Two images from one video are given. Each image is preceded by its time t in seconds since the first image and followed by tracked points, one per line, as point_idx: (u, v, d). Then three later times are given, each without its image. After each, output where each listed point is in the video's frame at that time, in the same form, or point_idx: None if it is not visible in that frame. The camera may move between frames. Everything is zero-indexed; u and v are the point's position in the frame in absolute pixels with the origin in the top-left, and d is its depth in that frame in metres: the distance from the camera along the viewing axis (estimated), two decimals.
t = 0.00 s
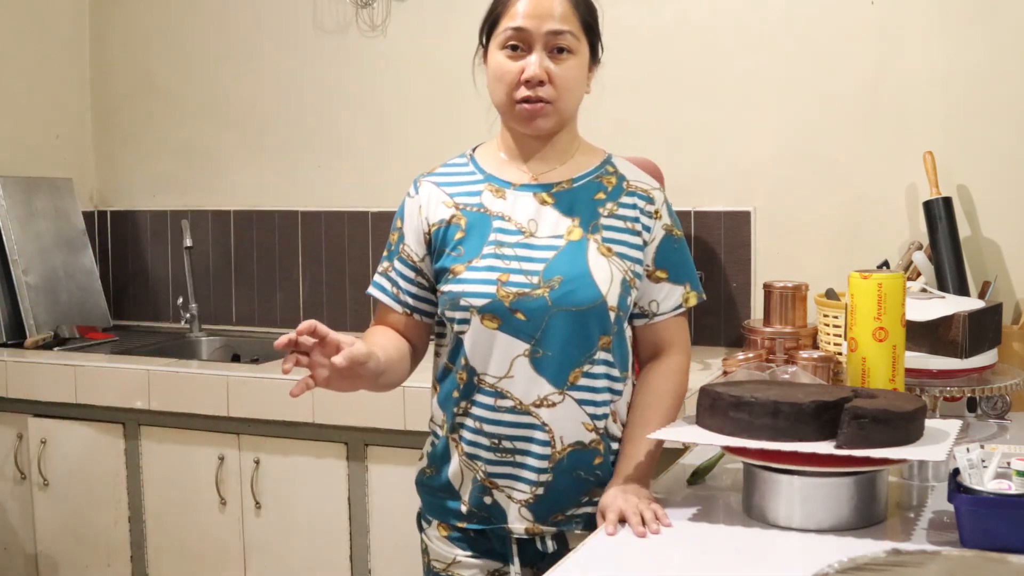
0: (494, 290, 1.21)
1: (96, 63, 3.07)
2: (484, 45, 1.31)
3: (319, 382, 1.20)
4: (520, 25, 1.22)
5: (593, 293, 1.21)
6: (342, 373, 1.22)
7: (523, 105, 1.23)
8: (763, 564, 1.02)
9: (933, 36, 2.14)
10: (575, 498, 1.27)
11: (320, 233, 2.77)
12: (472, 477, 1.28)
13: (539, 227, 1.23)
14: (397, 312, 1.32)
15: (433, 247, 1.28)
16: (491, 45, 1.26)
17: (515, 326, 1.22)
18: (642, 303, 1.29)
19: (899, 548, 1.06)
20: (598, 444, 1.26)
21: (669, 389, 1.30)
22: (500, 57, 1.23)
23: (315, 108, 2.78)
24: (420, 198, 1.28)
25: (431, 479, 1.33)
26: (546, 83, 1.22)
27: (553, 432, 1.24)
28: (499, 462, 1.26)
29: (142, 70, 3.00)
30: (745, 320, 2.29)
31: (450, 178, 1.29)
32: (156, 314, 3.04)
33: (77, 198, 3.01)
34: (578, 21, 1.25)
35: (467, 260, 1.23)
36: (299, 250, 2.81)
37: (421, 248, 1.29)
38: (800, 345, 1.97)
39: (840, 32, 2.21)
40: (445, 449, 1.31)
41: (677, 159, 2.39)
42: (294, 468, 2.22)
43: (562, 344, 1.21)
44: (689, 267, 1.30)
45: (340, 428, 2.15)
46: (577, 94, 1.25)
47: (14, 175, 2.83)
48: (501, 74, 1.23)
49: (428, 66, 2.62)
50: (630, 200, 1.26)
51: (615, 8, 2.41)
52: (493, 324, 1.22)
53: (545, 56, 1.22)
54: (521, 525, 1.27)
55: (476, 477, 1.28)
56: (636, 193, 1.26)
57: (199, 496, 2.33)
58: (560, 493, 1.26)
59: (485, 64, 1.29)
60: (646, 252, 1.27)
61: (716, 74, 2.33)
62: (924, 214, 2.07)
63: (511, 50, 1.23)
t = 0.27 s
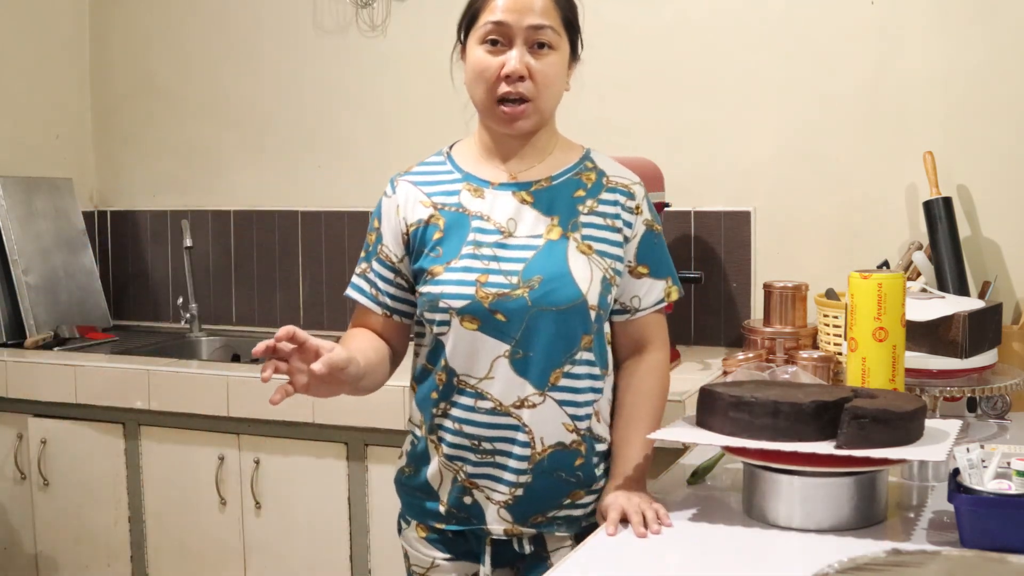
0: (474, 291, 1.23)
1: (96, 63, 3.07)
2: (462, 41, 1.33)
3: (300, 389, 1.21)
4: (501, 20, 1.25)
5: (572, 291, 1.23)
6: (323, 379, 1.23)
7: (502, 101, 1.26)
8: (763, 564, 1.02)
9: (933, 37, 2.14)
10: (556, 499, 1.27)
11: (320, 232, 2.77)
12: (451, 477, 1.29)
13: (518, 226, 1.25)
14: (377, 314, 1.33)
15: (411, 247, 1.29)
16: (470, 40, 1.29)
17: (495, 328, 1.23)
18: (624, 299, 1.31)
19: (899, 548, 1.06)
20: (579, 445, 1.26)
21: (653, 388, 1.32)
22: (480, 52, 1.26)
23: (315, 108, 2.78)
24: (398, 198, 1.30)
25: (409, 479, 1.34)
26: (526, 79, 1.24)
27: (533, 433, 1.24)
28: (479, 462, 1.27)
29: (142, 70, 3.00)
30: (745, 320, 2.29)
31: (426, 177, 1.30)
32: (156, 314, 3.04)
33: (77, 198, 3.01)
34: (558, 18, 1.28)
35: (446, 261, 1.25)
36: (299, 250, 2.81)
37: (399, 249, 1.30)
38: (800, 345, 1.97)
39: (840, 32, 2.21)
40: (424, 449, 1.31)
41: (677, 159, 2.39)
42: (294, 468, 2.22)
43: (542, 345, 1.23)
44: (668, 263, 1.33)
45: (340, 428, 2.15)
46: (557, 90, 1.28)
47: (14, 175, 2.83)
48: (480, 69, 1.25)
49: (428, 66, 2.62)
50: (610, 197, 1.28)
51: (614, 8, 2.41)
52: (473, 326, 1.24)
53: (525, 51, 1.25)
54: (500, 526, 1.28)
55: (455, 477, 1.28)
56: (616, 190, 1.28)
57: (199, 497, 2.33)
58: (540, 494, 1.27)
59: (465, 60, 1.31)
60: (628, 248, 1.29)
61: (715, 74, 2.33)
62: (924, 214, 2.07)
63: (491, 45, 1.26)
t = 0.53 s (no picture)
0: (457, 285, 1.23)
1: (96, 64, 3.07)
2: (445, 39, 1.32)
3: (275, 378, 1.20)
4: (485, 22, 1.24)
5: (556, 284, 1.23)
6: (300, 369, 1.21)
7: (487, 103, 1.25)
8: (763, 564, 1.02)
9: (934, 36, 2.14)
10: (540, 495, 1.27)
11: (320, 233, 2.77)
12: (434, 473, 1.29)
13: (501, 220, 1.25)
14: (358, 310, 1.34)
15: (392, 243, 1.29)
16: (453, 40, 1.27)
17: (479, 321, 1.23)
18: (611, 293, 1.31)
19: (900, 548, 1.06)
20: (563, 440, 1.26)
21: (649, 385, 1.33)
22: (464, 54, 1.25)
23: (315, 108, 2.78)
24: (380, 193, 1.30)
25: (390, 475, 1.34)
26: (511, 82, 1.24)
27: (517, 428, 1.24)
28: (463, 458, 1.27)
29: (142, 70, 3.00)
30: (745, 320, 2.29)
31: (408, 172, 1.30)
32: (156, 314, 3.04)
33: (77, 198, 3.01)
34: (543, 17, 1.27)
35: (429, 255, 1.25)
36: (299, 250, 2.81)
37: (381, 244, 1.30)
38: (800, 345, 1.97)
39: (840, 32, 2.21)
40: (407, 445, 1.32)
41: (677, 159, 2.39)
42: (294, 468, 2.22)
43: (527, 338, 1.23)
44: (653, 256, 1.33)
45: (340, 428, 2.16)
46: (542, 91, 1.27)
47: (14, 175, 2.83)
48: (465, 70, 1.25)
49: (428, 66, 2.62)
50: (594, 190, 1.28)
51: (614, 8, 2.41)
52: (457, 320, 1.23)
53: (510, 54, 1.24)
54: (483, 522, 1.28)
55: (439, 472, 1.29)
56: (600, 184, 1.29)
57: (199, 497, 2.33)
58: (523, 490, 1.26)
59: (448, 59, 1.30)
60: (612, 241, 1.30)
61: (715, 74, 2.33)
62: (924, 214, 2.07)
63: (475, 47, 1.25)
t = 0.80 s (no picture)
0: (442, 286, 1.23)
1: (95, 64, 3.07)
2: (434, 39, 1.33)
3: (269, 387, 1.21)
4: (474, 19, 1.24)
5: (541, 284, 1.23)
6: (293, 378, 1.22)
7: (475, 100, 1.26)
8: (763, 564, 1.02)
9: (934, 36, 2.14)
10: (523, 497, 1.27)
11: (320, 232, 2.77)
12: (418, 473, 1.30)
13: (486, 221, 1.26)
14: (348, 314, 1.34)
15: (380, 246, 1.30)
16: (442, 39, 1.28)
17: (464, 323, 1.24)
18: (599, 292, 1.31)
19: (900, 548, 1.06)
20: (546, 441, 1.26)
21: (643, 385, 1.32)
22: (453, 50, 1.25)
23: (314, 108, 2.78)
24: (366, 197, 1.30)
25: (376, 476, 1.34)
26: (499, 79, 1.24)
27: (499, 428, 1.25)
28: (446, 458, 1.28)
29: (142, 70, 3.00)
30: (745, 320, 2.29)
31: (394, 175, 1.31)
32: (156, 314, 3.04)
33: (77, 198, 3.01)
34: (532, 18, 1.27)
35: (415, 257, 1.25)
36: (299, 250, 2.81)
37: (369, 248, 1.30)
38: (800, 345, 1.97)
39: (839, 32, 2.21)
40: (393, 445, 1.32)
41: (676, 160, 2.39)
42: (294, 468, 2.22)
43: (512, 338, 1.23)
44: (642, 254, 1.33)
45: (339, 428, 2.16)
46: (529, 90, 1.28)
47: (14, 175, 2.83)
48: (453, 67, 1.25)
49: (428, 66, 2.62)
50: (581, 190, 1.29)
51: (613, 8, 2.41)
52: (442, 321, 1.24)
53: (498, 51, 1.25)
54: (465, 523, 1.28)
55: (423, 473, 1.29)
56: (586, 184, 1.29)
57: (199, 497, 2.33)
58: (505, 491, 1.26)
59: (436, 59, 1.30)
60: (599, 240, 1.30)
61: (715, 74, 2.33)
62: (924, 214, 2.07)
63: (464, 44, 1.25)
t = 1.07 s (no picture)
0: (433, 294, 1.24)
1: (95, 64, 3.07)
2: (427, 48, 1.33)
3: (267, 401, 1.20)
4: (469, 28, 1.24)
5: (531, 293, 1.24)
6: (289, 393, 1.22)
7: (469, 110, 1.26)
8: (763, 564, 1.02)
9: (934, 36, 2.14)
10: (511, 502, 1.27)
11: (321, 232, 2.77)
12: (407, 475, 1.30)
13: (478, 229, 1.26)
14: (341, 319, 1.34)
15: (373, 253, 1.30)
16: (436, 48, 1.28)
17: (455, 330, 1.24)
18: (593, 298, 1.32)
19: (899, 548, 1.06)
20: (535, 448, 1.26)
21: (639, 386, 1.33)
22: (447, 60, 1.25)
23: (314, 108, 2.78)
24: (359, 203, 1.30)
25: (365, 475, 1.35)
26: (493, 89, 1.24)
27: (488, 434, 1.25)
28: (435, 461, 1.28)
29: (142, 70, 3.00)
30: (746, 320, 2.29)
31: (387, 182, 1.31)
32: (156, 313, 3.04)
33: (77, 198, 3.01)
34: (525, 28, 1.28)
35: (406, 265, 1.26)
36: (299, 250, 2.81)
37: (361, 254, 1.30)
38: (800, 345, 1.97)
39: (839, 32, 2.21)
40: (383, 446, 1.33)
41: (676, 160, 2.39)
42: (293, 468, 2.22)
43: (502, 346, 1.24)
44: (634, 259, 1.34)
45: (339, 428, 2.16)
46: (522, 99, 1.28)
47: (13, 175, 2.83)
48: (447, 77, 1.25)
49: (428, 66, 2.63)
50: (573, 198, 1.29)
51: (613, 8, 2.41)
52: (433, 328, 1.24)
53: (492, 61, 1.25)
54: (452, 526, 1.28)
55: (411, 475, 1.29)
56: (577, 191, 1.29)
57: (199, 497, 2.33)
58: (493, 495, 1.27)
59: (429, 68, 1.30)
60: (591, 246, 1.30)
61: (714, 75, 2.33)
62: (924, 214, 2.07)
63: (458, 53, 1.25)
